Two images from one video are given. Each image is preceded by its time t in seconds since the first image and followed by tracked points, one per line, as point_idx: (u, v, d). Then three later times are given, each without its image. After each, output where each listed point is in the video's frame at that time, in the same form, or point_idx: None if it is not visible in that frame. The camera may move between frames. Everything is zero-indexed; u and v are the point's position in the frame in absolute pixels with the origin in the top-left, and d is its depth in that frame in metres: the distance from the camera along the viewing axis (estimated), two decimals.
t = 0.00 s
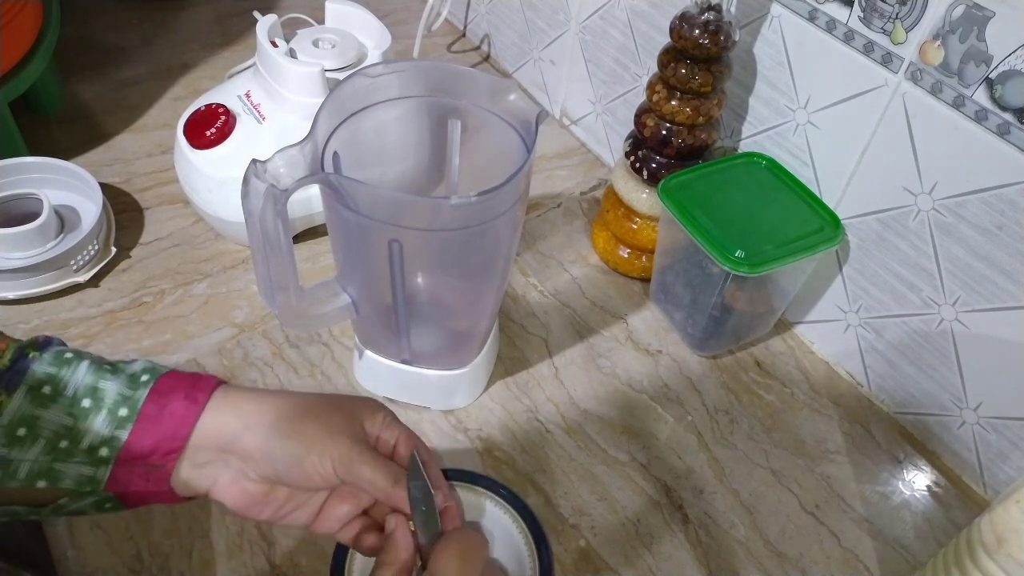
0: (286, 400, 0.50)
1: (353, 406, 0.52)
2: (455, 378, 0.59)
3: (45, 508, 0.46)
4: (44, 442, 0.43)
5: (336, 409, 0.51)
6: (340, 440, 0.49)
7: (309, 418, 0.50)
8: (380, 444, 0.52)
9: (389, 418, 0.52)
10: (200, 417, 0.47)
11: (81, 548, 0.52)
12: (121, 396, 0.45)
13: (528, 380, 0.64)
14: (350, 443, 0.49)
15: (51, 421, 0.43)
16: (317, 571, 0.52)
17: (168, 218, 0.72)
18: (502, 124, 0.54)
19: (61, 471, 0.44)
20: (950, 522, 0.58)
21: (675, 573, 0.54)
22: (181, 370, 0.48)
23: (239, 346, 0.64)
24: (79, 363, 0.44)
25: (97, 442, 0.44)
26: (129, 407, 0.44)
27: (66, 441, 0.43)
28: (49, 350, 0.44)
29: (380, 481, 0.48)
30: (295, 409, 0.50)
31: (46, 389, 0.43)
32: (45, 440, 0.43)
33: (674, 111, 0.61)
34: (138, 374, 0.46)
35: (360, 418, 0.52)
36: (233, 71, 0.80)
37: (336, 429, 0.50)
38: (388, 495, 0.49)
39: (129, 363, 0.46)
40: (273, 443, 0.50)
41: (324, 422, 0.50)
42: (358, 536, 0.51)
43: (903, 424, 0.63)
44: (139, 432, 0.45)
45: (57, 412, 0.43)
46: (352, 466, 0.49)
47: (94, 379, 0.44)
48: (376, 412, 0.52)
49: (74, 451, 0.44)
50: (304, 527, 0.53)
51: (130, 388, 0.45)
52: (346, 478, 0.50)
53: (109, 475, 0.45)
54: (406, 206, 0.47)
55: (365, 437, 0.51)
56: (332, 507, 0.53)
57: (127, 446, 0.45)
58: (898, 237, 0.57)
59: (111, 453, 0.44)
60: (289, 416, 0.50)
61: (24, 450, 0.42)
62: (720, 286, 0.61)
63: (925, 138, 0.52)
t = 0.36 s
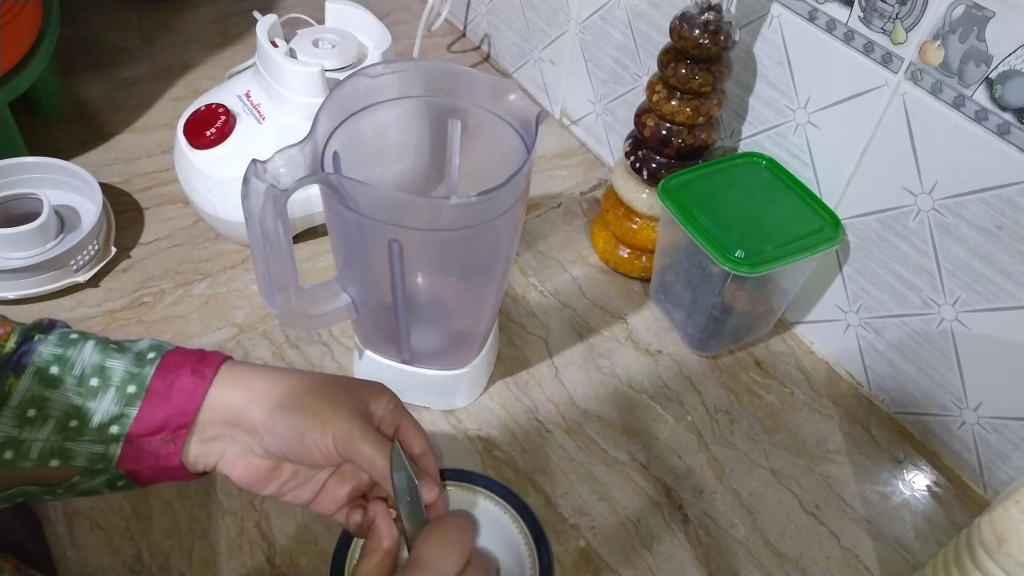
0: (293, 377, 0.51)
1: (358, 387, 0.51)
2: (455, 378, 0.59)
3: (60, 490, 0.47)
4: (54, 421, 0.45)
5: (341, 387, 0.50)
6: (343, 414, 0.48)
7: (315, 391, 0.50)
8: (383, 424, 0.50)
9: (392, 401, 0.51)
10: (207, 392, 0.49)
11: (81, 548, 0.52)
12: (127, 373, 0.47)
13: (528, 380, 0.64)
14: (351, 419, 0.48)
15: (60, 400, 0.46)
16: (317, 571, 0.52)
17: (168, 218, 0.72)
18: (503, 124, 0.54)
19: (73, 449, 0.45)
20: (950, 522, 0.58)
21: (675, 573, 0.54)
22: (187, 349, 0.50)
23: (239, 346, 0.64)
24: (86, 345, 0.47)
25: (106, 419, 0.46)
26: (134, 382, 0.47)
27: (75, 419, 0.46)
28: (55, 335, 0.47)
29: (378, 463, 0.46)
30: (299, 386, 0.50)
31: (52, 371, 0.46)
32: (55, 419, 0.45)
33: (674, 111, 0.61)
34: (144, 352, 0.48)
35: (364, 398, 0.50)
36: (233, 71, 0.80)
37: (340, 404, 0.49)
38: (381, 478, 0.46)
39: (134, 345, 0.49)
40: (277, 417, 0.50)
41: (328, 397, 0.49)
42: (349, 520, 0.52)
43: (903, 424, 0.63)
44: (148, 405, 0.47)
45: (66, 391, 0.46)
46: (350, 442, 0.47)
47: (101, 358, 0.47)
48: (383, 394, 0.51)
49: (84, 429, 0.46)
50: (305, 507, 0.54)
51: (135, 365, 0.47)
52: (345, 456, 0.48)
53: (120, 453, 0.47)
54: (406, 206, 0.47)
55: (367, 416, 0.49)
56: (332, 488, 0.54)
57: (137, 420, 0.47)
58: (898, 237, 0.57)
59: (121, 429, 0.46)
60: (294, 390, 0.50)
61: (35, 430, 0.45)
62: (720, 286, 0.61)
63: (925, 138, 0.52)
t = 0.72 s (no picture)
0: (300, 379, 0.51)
1: (364, 390, 0.50)
2: (455, 378, 0.59)
3: (63, 486, 0.47)
4: (61, 417, 0.46)
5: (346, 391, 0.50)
6: (351, 416, 0.48)
7: (322, 394, 0.50)
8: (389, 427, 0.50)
9: (397, 406, 0.51)
10: (215, 392, 0.49)
11: (81, 548, 0.51)
12: (136, 370, 0.48)
13: (528, 380, 0.64)
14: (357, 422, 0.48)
15: (68, 396, 0.46)
16: (317, 571, 0.52)
17: (168, 218, 0.72)
18: (503, 124, 0.54)
19: (79, 445, 0.46)
20: (950, 522, 0.58)
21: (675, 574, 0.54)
22: (195, 349, 0.51)
23: (239, 346, 0.64)
24: (95, 342, 0.48)
25: (114, 416, 0.46)
26: (143, 379, 0.47)
27: (83, 416, 0.46)
28: (65, 332, 0.48)
29: (384, 467, 0.46)
30: (307, 387, 0.51)
31: (62, 367, 0.46)
32: (63, 415, 0.46)
33: (674, 111, 0.61)
34: (152, 351, 0.49)
35: (370, 402, 0.50)
36: (233, 71, 0.80)
37: (346, 405, 0.49)
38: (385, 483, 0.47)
39: (141, 343, 0.50)
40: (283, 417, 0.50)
41: (334, 399, 0.49)
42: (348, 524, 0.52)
43: (903, 424, 0.63)
44: (156, 404, 0.47)
45: (75, 387, 0.46)
46: (358, 445, 0.47)
47: (110, 356, 0.47)
48: (387, 399, 0.51)
49: (91, 426, 0.46)
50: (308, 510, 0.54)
51: (144, 363, 0.48)
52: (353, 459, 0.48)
53: (126, 450, 0.47)
54: (407, 206, 0.47)
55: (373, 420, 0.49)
56: (334, 492, 0.54)
57: (145, 419, 0.47)
58: (898, 237, 0.57)
59: (129, 427, 0.47)
60: (301, 392, 0.50)
61: (42, 425, 0.45)
62: (720, 286, 0.61)
63: (925, 138, 0.52)
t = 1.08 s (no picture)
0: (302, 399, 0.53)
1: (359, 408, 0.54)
2: (455, 378, 0.59)
3: (50, 493, 0.47)
4: (57, 423, 0.47)
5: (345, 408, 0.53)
6: (357, 422, 0.52)
7: (324, 403, 0.53)
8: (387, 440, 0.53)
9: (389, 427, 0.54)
10: (211, 409, 0.50)
11: (81, 549, 0.51)
12: (135, 384, 0.49)
13: (528, 380, 0.64)
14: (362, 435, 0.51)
15: (66, 404, 0.47)
16: (317, 571, 0.52)
17: (168, 218, 0.72)
18: (503, 124, 0.54)
19: (70, 452, 0.47)
20: (950, 522, 0.58)
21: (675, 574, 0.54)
22: (196, 369, 0.52)
23: (239, 346, 0.64)
24: (96, 356, 0.50)
25: (110, 426, 0.48)
26: (141, 391, 0.49)
27: (78, 424, 0.47)
28: (69, 345, 0.50)
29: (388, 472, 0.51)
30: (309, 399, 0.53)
31: (63, 376, 0.48)
32: (58, 422, 0.47)
33: (674, 111, 0.61)
34: (152, 368, 0.50)
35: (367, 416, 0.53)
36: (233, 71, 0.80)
37: (348, 416, 0.52)
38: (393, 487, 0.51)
39: (141, 361, 0.51)
40: (287, 427, 0.52)
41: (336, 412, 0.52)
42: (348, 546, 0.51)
43: (903, 424, 0.63)
44: (154, 415, 0.49)
45: (73, 396, 0.48)
46: (364, 452, 0.51)
47: (111, 369, 0.49)
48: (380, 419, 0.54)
49: (85, 434, 0.47)
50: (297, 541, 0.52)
51: (143, 377, 0.50)
52: (358, 469, 0.52)
53: (119, 462, 0.48)
54: (406, 206, 0.47)
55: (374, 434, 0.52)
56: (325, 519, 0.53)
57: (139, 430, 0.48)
58: (898, 237, 0.57)
59: (123, 437, 0.48)
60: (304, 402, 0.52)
61: (36, 431, 0.46)
62: (720, 286, 0.61)
63: (925, 138, 0.52)
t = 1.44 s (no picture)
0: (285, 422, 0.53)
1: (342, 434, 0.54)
2: (455, 378, 0.59)
3: (24, 510, 0.47)
4: (36, 437, 0.48)
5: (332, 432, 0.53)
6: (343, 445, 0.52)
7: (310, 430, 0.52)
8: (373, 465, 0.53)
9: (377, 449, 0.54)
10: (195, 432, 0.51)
11: (81, 549, 0.51)
12: (118, 403, 0.50)
13: (528, 380, 0.64)
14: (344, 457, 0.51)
15: (48, 418, 0.49)
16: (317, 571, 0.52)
17: (168, 218, 0.72)
18: (503, 124, 0.54)
19: (47, 467, 0.48)
20: (950, 522, 0.58)
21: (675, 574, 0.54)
22: (183, 391, 0.53)
23: (239, 346, 0.64)
24: (83, 374, 0.51)
25: (90, 442, 0.49)
26: (124, 411, 0.50)
27: (57, 438, 0.48)
28: (59, 363, 0.52)
29: (374, 492, 0.49)
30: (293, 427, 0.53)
31: (47, 391, 0.50)
32: (37, 436, 0.48)
33: (674, 111, 0.61)
34: (139, 388, 0.51)
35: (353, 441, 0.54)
36: (233, 71, 0.80)
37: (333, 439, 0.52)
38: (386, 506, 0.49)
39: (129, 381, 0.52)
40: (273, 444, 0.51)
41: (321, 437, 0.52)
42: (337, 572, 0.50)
43: (903, 424, 0.63)
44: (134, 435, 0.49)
45: (57, 411, 0.49)
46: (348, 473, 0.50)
47: (96, 387, 0.50)
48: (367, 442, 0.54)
49: (64, 449, 0.48)
50: None
51: (127, 397, 0.51)
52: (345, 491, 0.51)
53: (95, 479, 0.48)
54: (406, 206, 0.47)
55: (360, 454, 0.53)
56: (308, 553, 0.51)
57: (118, 450, 0.49)
58: (898, 237, 0.57)
59: (102, 453, 0.49)
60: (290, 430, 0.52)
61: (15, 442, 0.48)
62: (720, 286, 0.61)
63: (925, 138, 0.52)
